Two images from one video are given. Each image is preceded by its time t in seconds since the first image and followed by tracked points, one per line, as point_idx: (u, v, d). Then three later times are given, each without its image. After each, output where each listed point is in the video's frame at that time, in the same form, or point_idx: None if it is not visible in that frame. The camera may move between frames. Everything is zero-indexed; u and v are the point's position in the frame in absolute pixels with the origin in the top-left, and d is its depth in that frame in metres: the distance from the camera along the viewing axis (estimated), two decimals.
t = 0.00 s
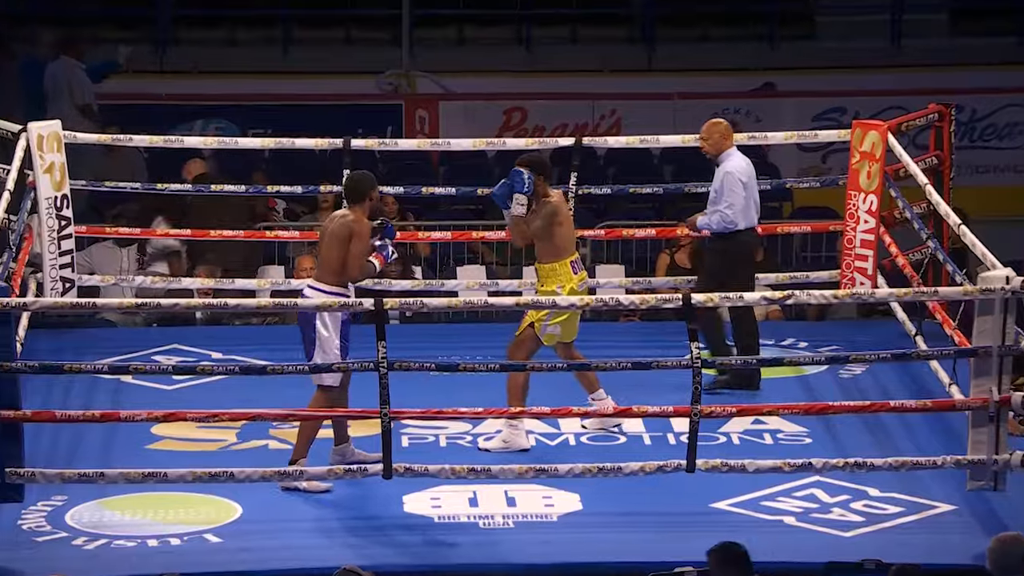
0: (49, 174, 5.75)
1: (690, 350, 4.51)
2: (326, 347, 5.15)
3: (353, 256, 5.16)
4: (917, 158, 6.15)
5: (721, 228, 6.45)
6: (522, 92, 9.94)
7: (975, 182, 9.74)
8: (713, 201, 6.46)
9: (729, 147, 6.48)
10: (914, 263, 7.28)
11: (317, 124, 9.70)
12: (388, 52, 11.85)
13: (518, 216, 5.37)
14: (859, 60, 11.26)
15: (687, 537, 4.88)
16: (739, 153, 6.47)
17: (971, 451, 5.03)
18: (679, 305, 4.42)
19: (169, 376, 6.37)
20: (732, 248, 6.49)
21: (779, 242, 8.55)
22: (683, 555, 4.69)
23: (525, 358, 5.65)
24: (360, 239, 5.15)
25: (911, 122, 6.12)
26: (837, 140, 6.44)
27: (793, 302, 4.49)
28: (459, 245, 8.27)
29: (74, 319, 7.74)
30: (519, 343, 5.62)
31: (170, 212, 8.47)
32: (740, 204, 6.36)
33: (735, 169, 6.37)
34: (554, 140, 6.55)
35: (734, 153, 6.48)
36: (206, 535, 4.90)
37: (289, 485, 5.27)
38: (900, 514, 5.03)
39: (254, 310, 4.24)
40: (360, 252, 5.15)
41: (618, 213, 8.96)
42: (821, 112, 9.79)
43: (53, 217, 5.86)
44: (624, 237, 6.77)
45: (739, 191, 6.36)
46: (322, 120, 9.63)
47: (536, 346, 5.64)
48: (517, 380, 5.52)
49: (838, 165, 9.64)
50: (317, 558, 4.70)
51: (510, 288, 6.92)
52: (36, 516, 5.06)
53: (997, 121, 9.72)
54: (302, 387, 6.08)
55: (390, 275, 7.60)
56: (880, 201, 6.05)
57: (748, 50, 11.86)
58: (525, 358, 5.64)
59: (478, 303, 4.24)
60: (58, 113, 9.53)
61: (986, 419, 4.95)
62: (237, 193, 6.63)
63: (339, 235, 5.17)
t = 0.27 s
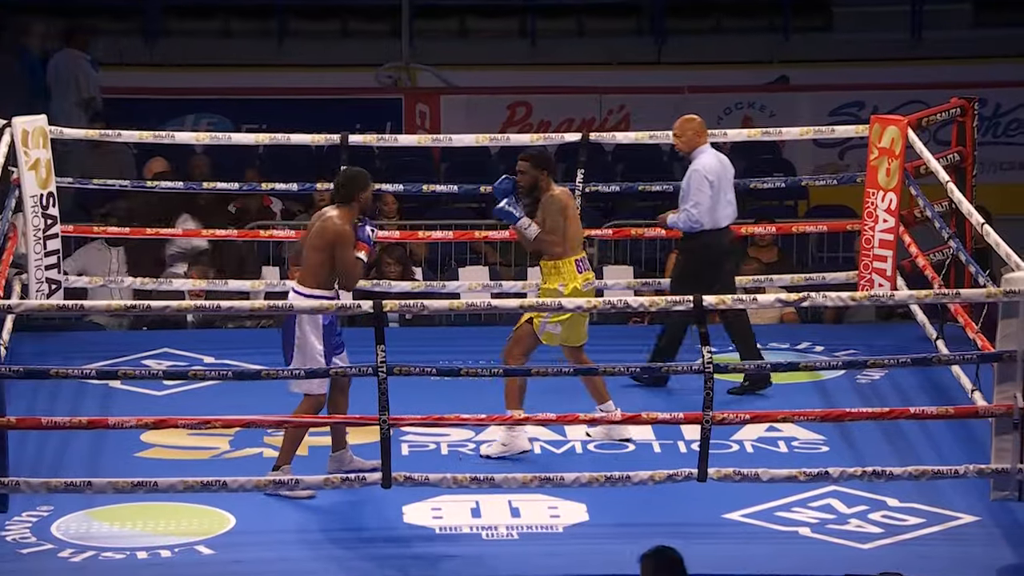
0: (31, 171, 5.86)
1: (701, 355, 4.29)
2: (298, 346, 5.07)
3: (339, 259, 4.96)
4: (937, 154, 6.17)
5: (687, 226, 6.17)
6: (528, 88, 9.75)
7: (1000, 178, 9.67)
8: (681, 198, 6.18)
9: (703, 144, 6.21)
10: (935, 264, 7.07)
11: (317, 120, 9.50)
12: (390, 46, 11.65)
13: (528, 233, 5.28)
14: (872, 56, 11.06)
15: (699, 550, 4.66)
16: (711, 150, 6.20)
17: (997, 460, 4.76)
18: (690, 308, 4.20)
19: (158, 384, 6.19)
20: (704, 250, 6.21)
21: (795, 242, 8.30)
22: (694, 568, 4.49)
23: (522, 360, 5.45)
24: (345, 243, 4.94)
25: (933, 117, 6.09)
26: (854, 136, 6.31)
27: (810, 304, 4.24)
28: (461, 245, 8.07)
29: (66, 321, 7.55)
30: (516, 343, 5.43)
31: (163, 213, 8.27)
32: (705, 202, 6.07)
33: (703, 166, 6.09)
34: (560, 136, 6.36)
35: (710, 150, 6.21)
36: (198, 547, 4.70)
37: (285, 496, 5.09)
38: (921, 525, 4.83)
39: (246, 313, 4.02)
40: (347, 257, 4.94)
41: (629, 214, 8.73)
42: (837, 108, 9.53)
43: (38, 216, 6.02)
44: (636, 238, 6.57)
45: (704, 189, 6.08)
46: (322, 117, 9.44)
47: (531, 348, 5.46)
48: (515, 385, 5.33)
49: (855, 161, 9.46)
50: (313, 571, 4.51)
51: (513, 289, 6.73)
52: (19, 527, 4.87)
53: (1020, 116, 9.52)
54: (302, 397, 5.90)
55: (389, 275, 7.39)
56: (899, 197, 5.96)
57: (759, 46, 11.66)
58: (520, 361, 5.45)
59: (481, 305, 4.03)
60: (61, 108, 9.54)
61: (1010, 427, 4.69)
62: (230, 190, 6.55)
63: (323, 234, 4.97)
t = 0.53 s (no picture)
0: (28, 171, 5.87)
1: (701, 357, 4.27)
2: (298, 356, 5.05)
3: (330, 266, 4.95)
4: (940, 155, 6.15)
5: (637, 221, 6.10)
6: (528, 88, 9.72)
7: (1002, 179, 9.65)
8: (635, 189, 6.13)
9: (662, 138, 6.23)
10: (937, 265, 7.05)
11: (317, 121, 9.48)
12: (390, 46, 11.63)
13: (508, 245, 5.25)
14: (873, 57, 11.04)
15: (703, 552, 4.64)
16: (670, 146, 6.20)
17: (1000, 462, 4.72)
18: (691, 309, 4.18)
19: (156, 386, 6.16)
20: (662, 243, 6.17)
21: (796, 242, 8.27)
22: (696, 571, 4.46)
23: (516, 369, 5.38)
24: (338, 247, 4.91)
25: (935, 117, 6.03)
26: (856, 135, 6.25)
27: (812, 306, 4.20)
28: (461, 246, 8.05)
29: (63, 322, 7.51)
30: (509, 353, 5.39)
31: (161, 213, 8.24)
32: (657, 195, 6.02)
33: (660, 160, 6.06)
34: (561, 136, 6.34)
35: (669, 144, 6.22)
36: (196, 550, 4.67)
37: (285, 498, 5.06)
38: (925, 528, 4.80)
39: (246, 314, 4.01)
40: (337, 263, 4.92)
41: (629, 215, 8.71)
42: (840, 108, 9.50)
43: (36, 216, 6.02)
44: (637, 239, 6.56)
45: (658, 181, 6.04)
46: (321, 117, 9.41)
47: (528, 357, 5.41)
48: (503, 387, 5.29)
49: (856, 162, 9.44)
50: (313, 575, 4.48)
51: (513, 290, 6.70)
52: (16, 530, 4.83)
53: (1021, 116, 9.50)
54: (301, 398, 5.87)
55: (388, 276, 7.35)
56: (902, 198, 5.89)
57: (759, 46, 11.64)
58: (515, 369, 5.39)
59: (482, 307, 4.01)
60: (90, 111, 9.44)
61: (1014, 430, 4.63)
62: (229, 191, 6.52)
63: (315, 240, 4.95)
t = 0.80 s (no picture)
0: (28, 172, 5.86)
1: (702, 358, 4.27)
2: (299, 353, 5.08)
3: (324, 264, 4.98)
4: (941, 156, 6.16)
5: (603, 216, 6.28)
6: (528, 88, 9.73)
7: (1002, 180, 9.66)
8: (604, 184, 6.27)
9: (630, 136, 6.30)
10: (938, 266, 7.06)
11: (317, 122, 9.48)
12: (390, 47, 11.64)
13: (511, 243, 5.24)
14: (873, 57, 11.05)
15: (703, 552, 4.64)
16: (637, 143, 6.29)
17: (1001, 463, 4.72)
18: (691, 310, 4.18)
19: (156, 386, 6.17)
20: (629, 241, 6.32)
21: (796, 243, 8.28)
22: (696, 571, 4.47)
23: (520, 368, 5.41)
24: (334, 247, 4.93)
25: (935, 118, 6.04)
26: (856, 136, 6.26)
27: (812, 306, 4.19)
28: (461, 247, 8.06)
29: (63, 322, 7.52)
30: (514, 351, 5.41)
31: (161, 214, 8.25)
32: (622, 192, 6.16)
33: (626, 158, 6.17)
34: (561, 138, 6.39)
35: (637, 143, 6.29)
36: (197, 550, 4.67)
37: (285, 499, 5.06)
38: (925, 528, 4.80)
39: (247, 314, 4.01)
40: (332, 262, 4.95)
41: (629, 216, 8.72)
42: (840, 108, 9.51)
43: (36, 217, 6.01)
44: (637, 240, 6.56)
45: (625, 180, 6.17)
46: (322, 118, 9.42)
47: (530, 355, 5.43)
48: (507, 387, 5.29)
49: (857, 162, 9.45)
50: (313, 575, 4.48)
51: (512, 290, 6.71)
52: (16, 531, 4.84)
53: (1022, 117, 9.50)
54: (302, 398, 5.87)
55: (388, 277, 7.38)
56: (902, 198, 5.89)
57: (760, 47, 11.65)
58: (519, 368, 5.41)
59: (482, 307, 4.01)
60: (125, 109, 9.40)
61: (1015, 430, 4.63)
62: (230, 191, 6.52)
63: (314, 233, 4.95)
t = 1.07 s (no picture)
0: (27, 172, 5.85)
1: (701, 358, 4.27)
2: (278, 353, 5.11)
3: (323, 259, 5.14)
4: (940, 155, 6.16)
5: (580, 216, 6.09)
6: (528, 88, 9.73)
7: (1002, 179, 9.67)
8: (578, 186, 6.10)
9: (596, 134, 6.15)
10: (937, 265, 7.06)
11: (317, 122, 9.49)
12: (390, 47, 11.64)
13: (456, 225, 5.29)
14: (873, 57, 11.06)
15: (703, 552, 4.64)
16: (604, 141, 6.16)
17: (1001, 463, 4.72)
18: (690, 310, 4.18)
19: (155, 386, 6.17)
20: (597, 239, 6.14)
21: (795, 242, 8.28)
22: (695, 571, 4.47)
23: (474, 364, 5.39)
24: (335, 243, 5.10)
25: (933, 118, 6.04)
26: (855, 136, 6.26)
27: (811, 306, 4.20)
28: (460, 246, 8.06)
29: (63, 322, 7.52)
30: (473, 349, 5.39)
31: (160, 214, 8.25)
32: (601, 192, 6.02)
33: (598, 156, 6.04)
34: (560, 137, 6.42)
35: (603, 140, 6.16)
36: (196, 550, 4.67)
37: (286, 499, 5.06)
38: (924, 528, 4.80)
39: (246, 314, 4.01)
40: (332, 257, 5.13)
41: (628, 215, 8.72)
42: (840, 108, 9.51)
43: (34, 217, 6.00)
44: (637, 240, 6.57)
45: (601, 178, 6.05)
46: (322, 118, 9.42)
47: (492, 356, 5.42)
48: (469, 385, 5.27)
49: (856, 162, 9.45)
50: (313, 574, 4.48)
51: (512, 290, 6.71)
52: (16, 531, 4.83)
53: (1021, 117, 9.51)
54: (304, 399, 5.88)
55: (386, 277, 7.38)
56: (902, 198, 5.90)
57: (760, 47, 11.66)
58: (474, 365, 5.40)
59: (481, 307, 4.01)
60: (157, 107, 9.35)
61: (1014, 430, 4.64)
62: (229, 191, 6.52)
63: (314, 228, 5.07)
